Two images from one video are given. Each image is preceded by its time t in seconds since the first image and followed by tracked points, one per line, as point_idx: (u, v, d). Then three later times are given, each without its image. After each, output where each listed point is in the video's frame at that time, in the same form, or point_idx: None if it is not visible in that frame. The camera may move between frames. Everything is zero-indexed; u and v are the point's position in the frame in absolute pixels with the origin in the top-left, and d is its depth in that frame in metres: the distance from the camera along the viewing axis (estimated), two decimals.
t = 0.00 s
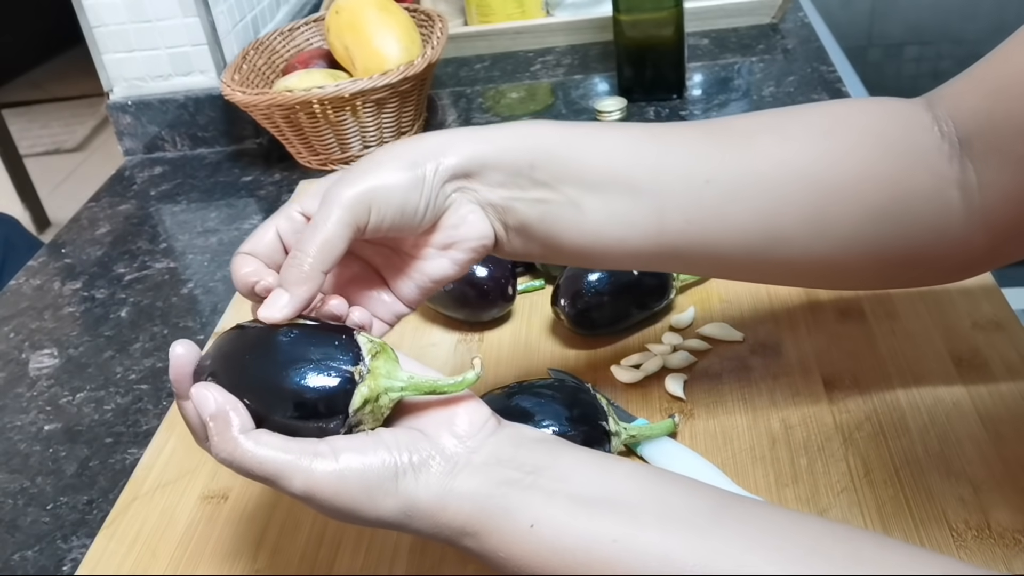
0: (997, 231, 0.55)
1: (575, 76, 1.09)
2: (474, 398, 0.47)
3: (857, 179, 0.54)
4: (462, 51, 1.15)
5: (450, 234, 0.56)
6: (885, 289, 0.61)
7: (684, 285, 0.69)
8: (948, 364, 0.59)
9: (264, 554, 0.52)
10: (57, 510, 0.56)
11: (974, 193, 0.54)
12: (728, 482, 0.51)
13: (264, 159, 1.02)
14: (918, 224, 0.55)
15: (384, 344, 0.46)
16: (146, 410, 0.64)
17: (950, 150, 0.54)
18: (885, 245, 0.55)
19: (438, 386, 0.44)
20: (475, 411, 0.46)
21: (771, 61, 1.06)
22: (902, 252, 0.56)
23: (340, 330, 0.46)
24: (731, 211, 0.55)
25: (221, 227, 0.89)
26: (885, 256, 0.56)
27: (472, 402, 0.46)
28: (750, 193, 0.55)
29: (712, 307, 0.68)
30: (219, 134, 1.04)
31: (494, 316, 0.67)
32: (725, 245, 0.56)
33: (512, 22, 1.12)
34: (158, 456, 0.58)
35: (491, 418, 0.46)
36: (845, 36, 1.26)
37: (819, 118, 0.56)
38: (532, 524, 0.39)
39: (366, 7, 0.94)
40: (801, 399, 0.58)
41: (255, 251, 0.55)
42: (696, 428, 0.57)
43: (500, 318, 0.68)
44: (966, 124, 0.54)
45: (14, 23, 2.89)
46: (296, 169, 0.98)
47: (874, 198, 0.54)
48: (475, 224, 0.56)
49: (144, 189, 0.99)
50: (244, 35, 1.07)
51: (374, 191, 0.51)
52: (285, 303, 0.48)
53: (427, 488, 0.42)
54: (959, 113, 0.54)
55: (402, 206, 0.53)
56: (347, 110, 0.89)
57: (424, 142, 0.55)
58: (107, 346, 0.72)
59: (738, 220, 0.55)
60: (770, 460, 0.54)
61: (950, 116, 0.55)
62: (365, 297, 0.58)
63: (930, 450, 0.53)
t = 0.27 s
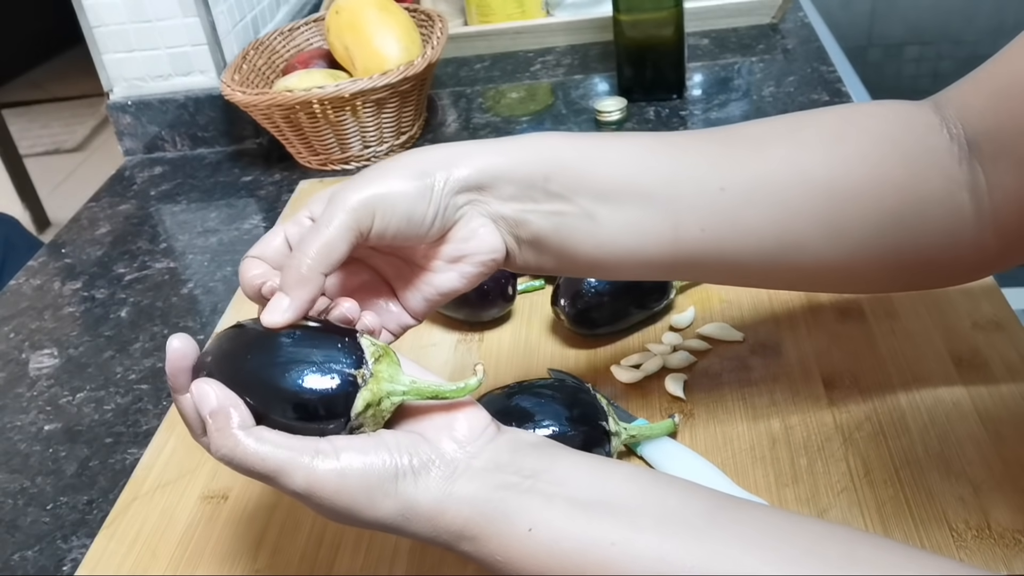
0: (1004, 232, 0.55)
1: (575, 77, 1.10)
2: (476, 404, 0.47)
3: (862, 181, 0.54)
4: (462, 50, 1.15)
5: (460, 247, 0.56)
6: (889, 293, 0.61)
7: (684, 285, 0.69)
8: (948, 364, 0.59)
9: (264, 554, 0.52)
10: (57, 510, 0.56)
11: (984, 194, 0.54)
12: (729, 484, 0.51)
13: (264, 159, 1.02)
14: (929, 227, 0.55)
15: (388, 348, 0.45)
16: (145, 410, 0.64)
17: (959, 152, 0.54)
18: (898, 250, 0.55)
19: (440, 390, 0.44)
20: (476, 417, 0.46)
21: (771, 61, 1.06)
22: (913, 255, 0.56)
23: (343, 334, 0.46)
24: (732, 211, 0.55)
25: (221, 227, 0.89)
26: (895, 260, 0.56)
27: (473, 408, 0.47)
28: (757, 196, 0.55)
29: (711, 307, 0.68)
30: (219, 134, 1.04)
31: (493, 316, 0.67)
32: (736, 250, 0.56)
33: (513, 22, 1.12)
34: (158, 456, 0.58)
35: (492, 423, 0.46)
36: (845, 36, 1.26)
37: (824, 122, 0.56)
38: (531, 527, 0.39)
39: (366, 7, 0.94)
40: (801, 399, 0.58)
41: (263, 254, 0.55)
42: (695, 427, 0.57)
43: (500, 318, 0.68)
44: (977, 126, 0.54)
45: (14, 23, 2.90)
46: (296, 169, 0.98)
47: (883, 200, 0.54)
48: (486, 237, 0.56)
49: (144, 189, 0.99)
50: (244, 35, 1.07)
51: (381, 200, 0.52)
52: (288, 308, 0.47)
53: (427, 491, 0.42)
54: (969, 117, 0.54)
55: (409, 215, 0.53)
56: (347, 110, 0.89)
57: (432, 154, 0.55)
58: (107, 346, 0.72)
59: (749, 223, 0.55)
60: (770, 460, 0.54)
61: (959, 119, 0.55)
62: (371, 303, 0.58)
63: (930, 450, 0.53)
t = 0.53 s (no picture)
0: (1006, 233, 0.55)
1: (575, 77, 1.10)
2: (485, 412, 0.47)
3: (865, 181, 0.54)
4: (462, 50, 1.15)
5: (470, 257, 0.56)
6: (889, 294, 0.61)
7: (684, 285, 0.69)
8: (948, 364, 0.59)
9: (264, 555, 0.52)
10: (57, 510, 0.56)
11: (986, 195, 0.54)
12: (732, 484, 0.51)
13: (264, 159, 1.02)
14: (931, 227, 0.55)
15: (398, 360, 0.45)
16: (146, 410, 0.64)
17: (962, 154, 0.54)
18: (904, 252, 0.56)
19: (450, 400, 0.44)
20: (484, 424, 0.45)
21: (770, 61, 1.06)
22: (917, 256, 0.56)
23: (351, 345, 0.46)
24: (732, 212, 0.55)
25: (221, 227, 0.89)
26: (898, 261, 0.56)
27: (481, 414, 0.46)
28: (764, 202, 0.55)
29: (711, 307, 0.68)
30: (219, 134, 1.04)
31: (494, 316, 0.67)
32: (742, 252, 0.56)
33: (513, 22, 1.12)
34: (159, 457, 0.58)
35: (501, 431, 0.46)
36: (845, 36, 1.26)
37: (825, 124, 0.57)
38: (539, 532, 0.39)
39: (366, 7, 0.94)
40: (801, 399, 0.58)
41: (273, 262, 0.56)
42: (695, 427, 0.57)
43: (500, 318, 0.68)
44: (978, 126, 0.54)
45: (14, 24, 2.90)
46: (296, 169, 0.98)
47: (889, 202, 0.54)
48: (496, 248, 0.56)
49: (144, 189, 0.99)
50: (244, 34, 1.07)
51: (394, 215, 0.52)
52: (298, 322, 0.47)
53: (440, 499, 0.41)
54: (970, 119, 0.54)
55: (422, 229, 0.53)
56: (347, 110, 0.89)
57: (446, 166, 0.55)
58: (107, 346, 0.72)
59: (754, 225, 0.55)
60: (770, 460, 0.54)
61: (961, 121, 0.54)
62: (383, 312, 0.59)
63: (930, 450, 0.53)
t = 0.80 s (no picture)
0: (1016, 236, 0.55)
1: (575, 77, 1.10)
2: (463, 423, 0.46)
3: (877, 184, 0.54)
4: (462, 50, 1.15)
5: (506, 274, 0.55)
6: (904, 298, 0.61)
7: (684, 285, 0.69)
8: (948, 364, 0.59)
9: (264, 555, 0.52)
10: (57, 510, 0.56)
11: (1001, 196, 0.54)
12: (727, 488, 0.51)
13: (264, 159, 1.02)
14: (944, 231, 0.55)
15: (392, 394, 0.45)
16: (145, 410, 0.64)
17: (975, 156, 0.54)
18: (917, 255, 0.56)
19: (438, 443, 0.43)
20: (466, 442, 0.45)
21: (771, 61, 1.06)
22: (929, 260, 0.56)
23: (345, 371, 0.45)
24: (740, 217, 0.55)
25: (221, 227, 0.89)
26: (908, 264, 0.56)
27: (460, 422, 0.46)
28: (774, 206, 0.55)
29: (712, 307, 0.68)
30: (219, 134, 1.04)
31: (494, 317, 0.66)
32: (753, 256, 0.56)
33: (513, 22, 1.12)
34: (158, 457, 0.58)
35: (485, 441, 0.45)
36: (845, 36, 1.26)
37: (836, 127, 0.57)
38: (514, 541, 0.40)
39: (366, 6, 0.94)
40: (800, 399, 0.58)
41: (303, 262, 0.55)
42: (695, 427, 0.57)
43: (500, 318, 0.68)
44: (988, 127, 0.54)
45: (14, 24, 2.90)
46: (296, 169, 0.98)
47: (897, 202, 0.54)
48: (532, 266, 0.55)
49: (144, 189, 0.99)
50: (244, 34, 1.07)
51: (443, 235, 0.51)
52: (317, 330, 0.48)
53: (420, 514, 0.41)
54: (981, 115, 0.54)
55: (460, 254, 0.52)
56: (347, 110, 0.89)
57: (494, 182, 0.53)
58: (107, 346, 0.72)
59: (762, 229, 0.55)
60: (770, 460, 0.54)
61: (972, 118, 0.54)
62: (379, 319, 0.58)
63: (930, 450, 0.53)
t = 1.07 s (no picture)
0: None
1: (575, 77, 1.10)
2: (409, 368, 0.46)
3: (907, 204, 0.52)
4: (462, 50, 1.15)
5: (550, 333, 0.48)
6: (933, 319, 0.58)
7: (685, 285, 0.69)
8: (948, 364, 0.59)
9: (264, 554, 0.52)
10: (57, 510, 0.56)
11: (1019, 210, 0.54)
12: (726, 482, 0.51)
13: (264, 158, 1.02)
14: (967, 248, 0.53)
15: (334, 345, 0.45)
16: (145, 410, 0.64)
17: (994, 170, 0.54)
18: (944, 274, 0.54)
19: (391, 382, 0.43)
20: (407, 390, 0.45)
21: (771, 61, 1.06)
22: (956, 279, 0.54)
23: (279, 333, 0.44)
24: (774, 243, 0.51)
25: (221, 227, 0.89)
26: (945, 279, 0.54)
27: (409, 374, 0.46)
28: (814, 207, 0.52)
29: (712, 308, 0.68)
30: (218, 134, 1.04)
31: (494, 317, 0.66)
32: (784, 286, 0.53)
33: (513, 22, 1.12)
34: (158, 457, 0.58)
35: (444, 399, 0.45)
36: (845, 36, 1.26)
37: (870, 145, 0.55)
38: (480, 497, 0.40)
39: (366, 6, 0.94)
40: (801, 401, 0.58)
41: (332, 226, 0.47)
42: (695, 427, 0.57)
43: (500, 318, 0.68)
44: (1001, 140, 0.54)
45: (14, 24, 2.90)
46: (296, 169, 0.98)
47: (934, 210, 0.52)
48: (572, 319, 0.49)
49: (144, 189, 0.99)
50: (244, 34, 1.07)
51: (493, 295, 0.42)
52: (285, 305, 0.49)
53: (379, 475, 0.41)
54: (997, 129, 0.54)
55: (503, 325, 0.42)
56: (347, 110, 0.89)
57: (582, 228, 0.47)
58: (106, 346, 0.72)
59: (793, 253, 0.52)
60: (770, 460, 0.54)
61: (987, 132, 0.55)
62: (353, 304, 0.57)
63: (930, 450, 0.53)
